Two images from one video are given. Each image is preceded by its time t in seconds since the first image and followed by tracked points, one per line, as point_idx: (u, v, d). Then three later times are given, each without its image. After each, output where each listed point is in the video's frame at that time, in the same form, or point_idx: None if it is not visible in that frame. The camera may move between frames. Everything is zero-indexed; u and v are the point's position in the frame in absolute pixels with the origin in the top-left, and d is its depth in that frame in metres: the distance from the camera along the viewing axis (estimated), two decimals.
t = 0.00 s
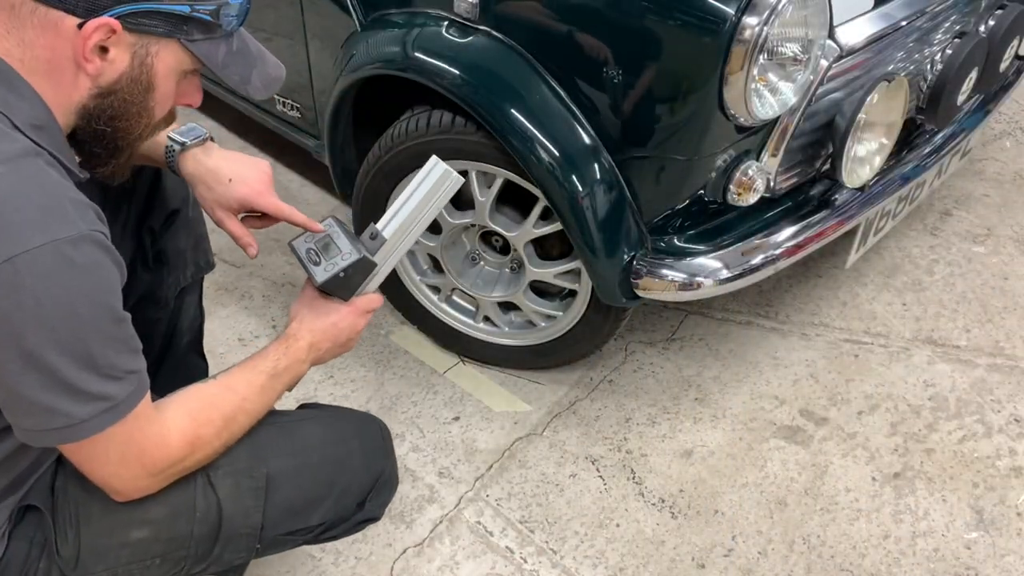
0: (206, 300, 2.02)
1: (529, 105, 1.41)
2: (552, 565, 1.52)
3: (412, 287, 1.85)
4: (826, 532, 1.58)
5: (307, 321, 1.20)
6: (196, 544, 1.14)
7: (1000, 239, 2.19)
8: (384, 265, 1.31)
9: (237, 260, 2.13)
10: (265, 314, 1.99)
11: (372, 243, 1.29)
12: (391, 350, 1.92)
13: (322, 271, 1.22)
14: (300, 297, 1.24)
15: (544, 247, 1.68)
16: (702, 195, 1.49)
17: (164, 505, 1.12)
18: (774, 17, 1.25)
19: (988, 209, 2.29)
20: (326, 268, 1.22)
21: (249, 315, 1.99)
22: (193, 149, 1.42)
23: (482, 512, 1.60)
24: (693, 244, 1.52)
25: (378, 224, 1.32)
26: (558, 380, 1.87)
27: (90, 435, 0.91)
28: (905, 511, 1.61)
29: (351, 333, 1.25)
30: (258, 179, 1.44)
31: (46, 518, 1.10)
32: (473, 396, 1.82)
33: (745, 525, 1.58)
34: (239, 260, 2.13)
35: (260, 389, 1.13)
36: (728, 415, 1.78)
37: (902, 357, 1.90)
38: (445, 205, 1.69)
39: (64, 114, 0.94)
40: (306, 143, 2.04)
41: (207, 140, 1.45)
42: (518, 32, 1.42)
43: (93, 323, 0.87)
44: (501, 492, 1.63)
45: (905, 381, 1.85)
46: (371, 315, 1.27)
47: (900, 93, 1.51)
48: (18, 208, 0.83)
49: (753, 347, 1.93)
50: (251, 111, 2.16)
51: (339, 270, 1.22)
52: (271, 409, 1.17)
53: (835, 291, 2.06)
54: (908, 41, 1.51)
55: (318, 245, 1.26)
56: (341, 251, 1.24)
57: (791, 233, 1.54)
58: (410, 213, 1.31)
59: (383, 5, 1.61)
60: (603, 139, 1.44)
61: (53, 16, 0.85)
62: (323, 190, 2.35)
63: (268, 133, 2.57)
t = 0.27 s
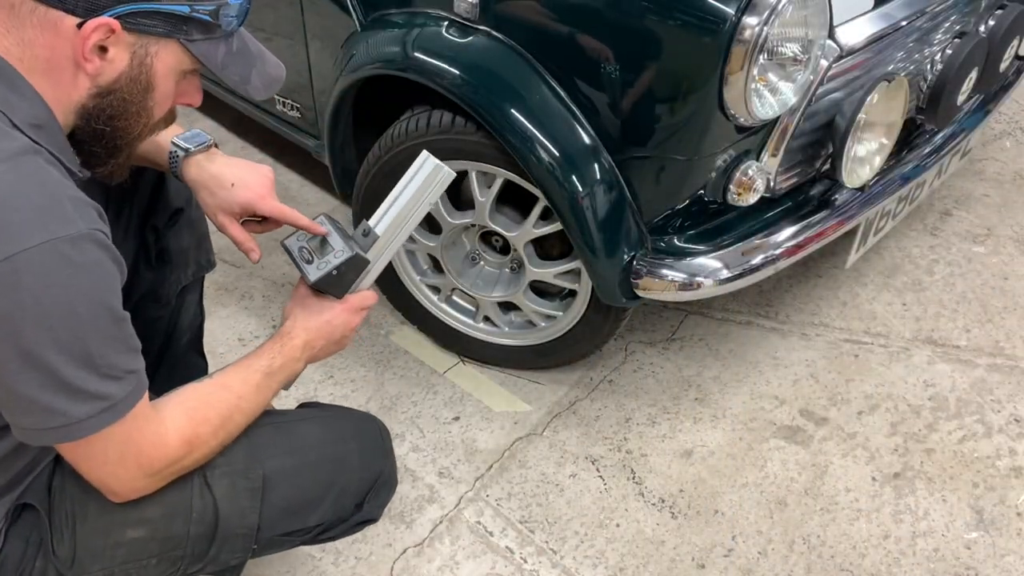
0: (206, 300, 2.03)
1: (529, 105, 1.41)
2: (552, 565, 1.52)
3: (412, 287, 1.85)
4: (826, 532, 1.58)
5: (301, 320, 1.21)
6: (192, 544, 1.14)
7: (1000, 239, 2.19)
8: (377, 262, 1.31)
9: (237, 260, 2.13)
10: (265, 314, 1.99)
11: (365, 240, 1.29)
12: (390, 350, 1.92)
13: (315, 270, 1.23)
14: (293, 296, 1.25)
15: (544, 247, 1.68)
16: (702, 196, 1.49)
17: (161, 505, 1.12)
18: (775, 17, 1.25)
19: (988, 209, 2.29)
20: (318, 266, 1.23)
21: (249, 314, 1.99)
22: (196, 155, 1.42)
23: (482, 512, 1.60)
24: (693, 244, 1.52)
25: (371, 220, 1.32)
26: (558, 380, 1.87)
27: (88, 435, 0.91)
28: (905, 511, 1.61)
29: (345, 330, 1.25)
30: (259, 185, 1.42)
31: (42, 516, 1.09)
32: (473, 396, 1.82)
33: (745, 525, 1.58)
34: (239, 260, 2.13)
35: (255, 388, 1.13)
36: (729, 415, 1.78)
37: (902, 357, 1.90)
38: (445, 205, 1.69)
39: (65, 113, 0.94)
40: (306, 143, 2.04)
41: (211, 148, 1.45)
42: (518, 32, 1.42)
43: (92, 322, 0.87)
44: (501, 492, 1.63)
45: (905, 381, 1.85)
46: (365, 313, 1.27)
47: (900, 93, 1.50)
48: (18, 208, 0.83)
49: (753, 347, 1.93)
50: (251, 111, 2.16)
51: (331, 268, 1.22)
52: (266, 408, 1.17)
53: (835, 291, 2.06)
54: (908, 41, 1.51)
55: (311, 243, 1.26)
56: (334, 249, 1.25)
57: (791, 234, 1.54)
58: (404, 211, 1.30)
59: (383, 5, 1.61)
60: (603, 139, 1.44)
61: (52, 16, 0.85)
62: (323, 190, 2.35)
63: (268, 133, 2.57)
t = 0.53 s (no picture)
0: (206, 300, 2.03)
1: (529, 105, 1.41)
2: (553, 565, 1.52)
3: (412, 287, 1.85)
4: (826, 532, 1.58)
5: (301, 320, 1.21)
6: (193, 544, 1.14)
7: (999, 239, 2.19)
8: (375, 263, 1.31)
9: (237, 260, 2.13)
10: (265, 314, 1.99)
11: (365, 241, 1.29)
12: (390, 351, 1.92)
13: (315, 271, 1.23)
14: (293, 296, 1.25)
15: (544, 247, 1.68)
16: (702, 195, 1.49)
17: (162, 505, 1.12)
18: (775, 17, 1.24)
19: (987, 209, 2.29)
20: (318, 267, 1.23)
21: (249, 315, 1.99)
22: (197, 161, 1.43)
23: (482, 512, 1.60)
24: (693, 244, 1.52)
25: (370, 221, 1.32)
26: (558, 380, 1.87)
27: (92, 435, 0.91)
28: (905, 511, 1.61)
29: (344, 330, 1.25)
30: (260, 190, 1.42)
31: (44, 516, 1.10)
32: (473, 396, 1.82)
33: (745, 525, 1.58)
34: (239, 260, 2.13)
35: (255, 388, 1.13)
36: (729, 415, 1.78)
37: (902, 357, 1.90)
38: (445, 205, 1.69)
39: (69, 112, 0.94)
40: (306, 143, 2.04)
41: (213, 154, 1.46)
42: (518, 32, 1.42)
43: (96, 322, 0.87)
44: (502, 492, 1.63)
45: (905, 381, 1.85)
46: (364, 313, 1.27)
47: (900, 93, 1.50)
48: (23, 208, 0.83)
49: (753, 347, 1.93)
50: (251, 111, 2.16)
51: (331, 269, 1.22)
52: (266, 408, 1.17)
53: (835, 291, 2.06)
54: (908, 41, 1.51)
55: (310, 243, 1.26)
56: (335, 250, 1.25)
57: (791, 234, 1.53)
58: (405, 212, 1.31)
59: (383, 5, 1.61)
60: (603, 139, 1.44)
61: (57, 15, 0.85)
62: (323, 190, 2.35)
63: (268, 133, 2.57)
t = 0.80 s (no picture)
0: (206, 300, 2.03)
1: (529, 105, 1.41)
2: (553, 564, 1.52)
3: (412, 287, 1.85)
4: (826, 532, 1.58)
5: (301, 320, 1.21)
6: (193, 544, 1.14)
7: (999, 239, 2.19)
8: (377, 263, 1.31)
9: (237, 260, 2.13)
10: (265, 314, 1.99)
11: (366, 242, 1.29)
12: (390, 351, 1.92)
13: (317, 271, 1.23)
14: (293, 295, 1.25)
15: (544, 247, 1.68)
16: (702, 195, 1.49)
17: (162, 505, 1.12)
18: (775, 17, 1.24)
19: (987, 209, 2.29)
20: (320, 267, 1.23)
21: (249, 315, 1.99)
22: (198, 165, 1.43)
23: (482, 512, 1.60)
24: (693, 244, 1.52)
25: (372, 222, 1.32)
26: (558, 380, 1.87)
27: (94, 436, 0.91)
28: (905, 511, 1.61)
29: (344, 330, 1.25)
30: (260, 195, 1.42)
31: (45, 515, 1.10)
32: (473, 396, 1.82)
33: (745, 525, 1.58)
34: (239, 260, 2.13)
35: (256, 388, 1.13)
36: (729, 415, 1.78)
37: (902, 357, 1.90)
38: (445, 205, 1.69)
39: (69, 112, 0.94)
40: (306, 143, 2.04)
41: (213, 158, 1.46)
42: (518, 32, 1.42)
43: (99, 323, 0.87)
44: (501, 492, 1.63)
45: (905, 381, 1.85)
46: (364, 313, 1.27)
47: (899, 93, 1.50)
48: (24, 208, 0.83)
49: (753, 347, 1.93)
50: (251, 111, 2.17)
51: (333, 270, 1.22)
52: (266, 409, 1.17)
53: (835, 291, 2.06)
54: (908, 41, 1.51)
55: (312, 243, 1.26)
56: (337, 251, 1.25)
57: (791, 233, 1.53)
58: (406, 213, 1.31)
59: (383, 5, 1.61)
60: (603, 139, 1.44)
61: (56, 16, 0.85)
62: (323, 190, 2.35)
63: (268, 133, 2.57)
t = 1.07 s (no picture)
0: (206, 300, 2.03)
1: (529, 105, 1.41)
2: (553, 565, 1.52)
3: (412, 287, 1.85)
4: (826, 532, 1.58)
5: (302, 320, 1.21)
6: (194, 543, 1.14)
7: (999, 239, 2.19)
8: (378, 264, 1.31)
9: (237, 260, 2.13)
10: (265, 314, 1.99)
11: (368, 243, 1.29)
12: (390, 351, 1.92)
13: (319, 271, 1.23)
14: (294, 294, 1.25)
15: (544, 247, 1.68)
16: (702, 195, 1.49)
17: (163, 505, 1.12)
18: (775, 17, 1.24)
19: (987, 209, 2.29)
20: (322, 267, 1.23)
21: (249, 315, 1.99)
22: (188, 157, 1.43)
23: (482, 512, 1.60)
24: (693, 244, 1.52)
25: (372, 222, 1.32)
26: (558, 380, 1.87)
27: (96, 434, 0.91)
28: (905, 511, 1.61)
29: (344, 330, 1.25)
30: (253, 185, 1.43)
31: (46, 515, 1.09)
32: (473, 396, 1.82)
33: (745, 525, 1.58)
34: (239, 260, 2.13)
35: (257, 388, 1.13)
36: (729, 415, 1.78)
37: (902, 357, 1.90)
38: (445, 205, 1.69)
39: (71, 110, 0.94)
40: (306, 142, 2.04)
41: (202, 149, 1.46)
42: (518, 32, 1.42)
43: (102, 321, 0.87)
44: (502, 492, 1.63)
45: (905, 381, 1.85)
46: (364, 313, 1.27)
47: (899, 93, 1.50)
48: (27, 206, 0.83)
49: (753, 347, 1.93)
50: (251, 110, 2.16)
51: (337, 271, 1.22)
52: (266, 409, 1.17)
53: (835, 291, 2.06)
54: (908, 41, 1.51)
55: (314, 243, 1.26)
56: (339, 251, 1.24)
57: (791, 234, 1.53)
58: (407, 214, 1.31)
59: (383, 5, 1.61)
60: (603, 139, 1.44)
61: (54, 15, 0.85)
62: (323, 190, 2.34)
63: (268, 133, 2.57)
